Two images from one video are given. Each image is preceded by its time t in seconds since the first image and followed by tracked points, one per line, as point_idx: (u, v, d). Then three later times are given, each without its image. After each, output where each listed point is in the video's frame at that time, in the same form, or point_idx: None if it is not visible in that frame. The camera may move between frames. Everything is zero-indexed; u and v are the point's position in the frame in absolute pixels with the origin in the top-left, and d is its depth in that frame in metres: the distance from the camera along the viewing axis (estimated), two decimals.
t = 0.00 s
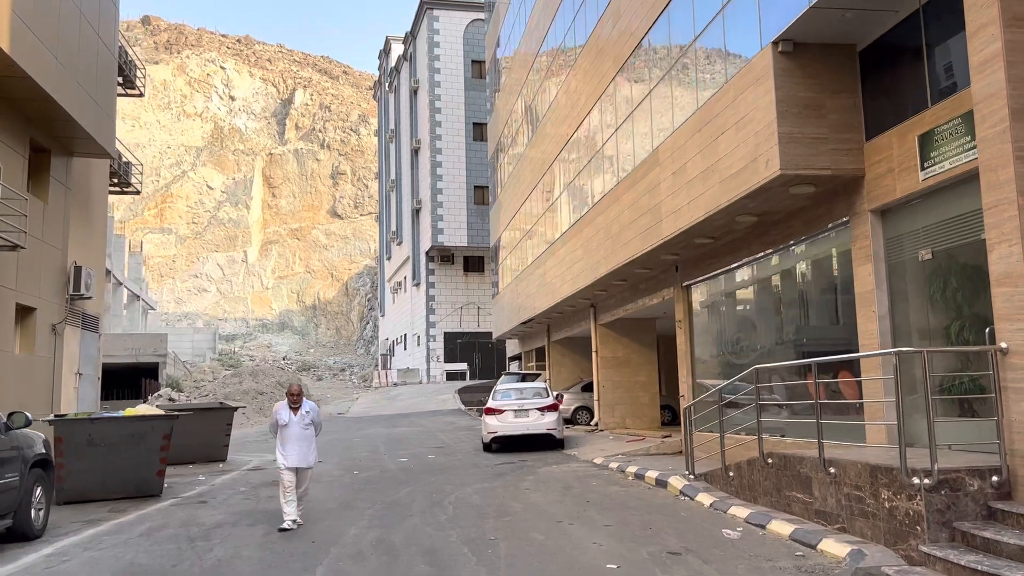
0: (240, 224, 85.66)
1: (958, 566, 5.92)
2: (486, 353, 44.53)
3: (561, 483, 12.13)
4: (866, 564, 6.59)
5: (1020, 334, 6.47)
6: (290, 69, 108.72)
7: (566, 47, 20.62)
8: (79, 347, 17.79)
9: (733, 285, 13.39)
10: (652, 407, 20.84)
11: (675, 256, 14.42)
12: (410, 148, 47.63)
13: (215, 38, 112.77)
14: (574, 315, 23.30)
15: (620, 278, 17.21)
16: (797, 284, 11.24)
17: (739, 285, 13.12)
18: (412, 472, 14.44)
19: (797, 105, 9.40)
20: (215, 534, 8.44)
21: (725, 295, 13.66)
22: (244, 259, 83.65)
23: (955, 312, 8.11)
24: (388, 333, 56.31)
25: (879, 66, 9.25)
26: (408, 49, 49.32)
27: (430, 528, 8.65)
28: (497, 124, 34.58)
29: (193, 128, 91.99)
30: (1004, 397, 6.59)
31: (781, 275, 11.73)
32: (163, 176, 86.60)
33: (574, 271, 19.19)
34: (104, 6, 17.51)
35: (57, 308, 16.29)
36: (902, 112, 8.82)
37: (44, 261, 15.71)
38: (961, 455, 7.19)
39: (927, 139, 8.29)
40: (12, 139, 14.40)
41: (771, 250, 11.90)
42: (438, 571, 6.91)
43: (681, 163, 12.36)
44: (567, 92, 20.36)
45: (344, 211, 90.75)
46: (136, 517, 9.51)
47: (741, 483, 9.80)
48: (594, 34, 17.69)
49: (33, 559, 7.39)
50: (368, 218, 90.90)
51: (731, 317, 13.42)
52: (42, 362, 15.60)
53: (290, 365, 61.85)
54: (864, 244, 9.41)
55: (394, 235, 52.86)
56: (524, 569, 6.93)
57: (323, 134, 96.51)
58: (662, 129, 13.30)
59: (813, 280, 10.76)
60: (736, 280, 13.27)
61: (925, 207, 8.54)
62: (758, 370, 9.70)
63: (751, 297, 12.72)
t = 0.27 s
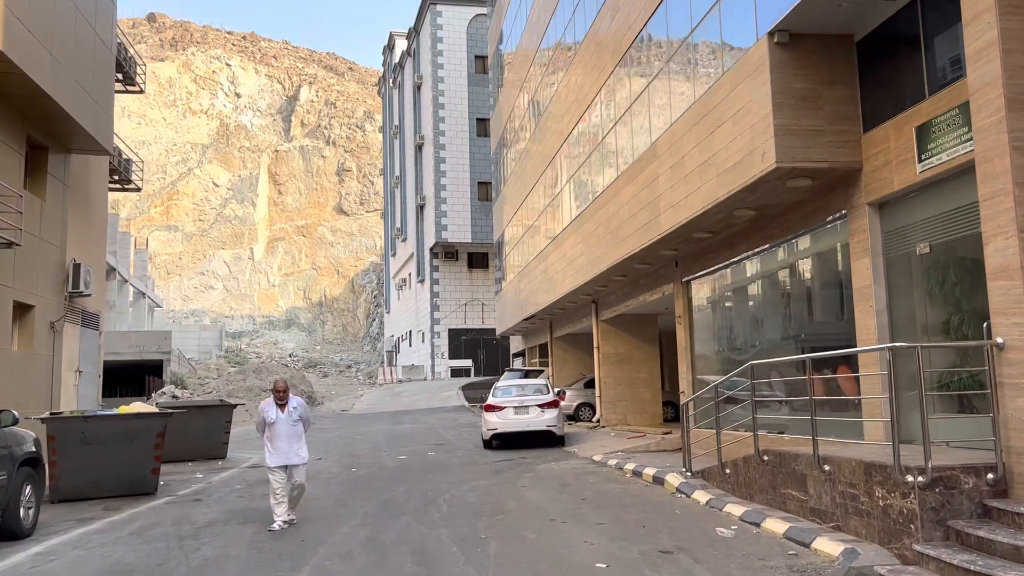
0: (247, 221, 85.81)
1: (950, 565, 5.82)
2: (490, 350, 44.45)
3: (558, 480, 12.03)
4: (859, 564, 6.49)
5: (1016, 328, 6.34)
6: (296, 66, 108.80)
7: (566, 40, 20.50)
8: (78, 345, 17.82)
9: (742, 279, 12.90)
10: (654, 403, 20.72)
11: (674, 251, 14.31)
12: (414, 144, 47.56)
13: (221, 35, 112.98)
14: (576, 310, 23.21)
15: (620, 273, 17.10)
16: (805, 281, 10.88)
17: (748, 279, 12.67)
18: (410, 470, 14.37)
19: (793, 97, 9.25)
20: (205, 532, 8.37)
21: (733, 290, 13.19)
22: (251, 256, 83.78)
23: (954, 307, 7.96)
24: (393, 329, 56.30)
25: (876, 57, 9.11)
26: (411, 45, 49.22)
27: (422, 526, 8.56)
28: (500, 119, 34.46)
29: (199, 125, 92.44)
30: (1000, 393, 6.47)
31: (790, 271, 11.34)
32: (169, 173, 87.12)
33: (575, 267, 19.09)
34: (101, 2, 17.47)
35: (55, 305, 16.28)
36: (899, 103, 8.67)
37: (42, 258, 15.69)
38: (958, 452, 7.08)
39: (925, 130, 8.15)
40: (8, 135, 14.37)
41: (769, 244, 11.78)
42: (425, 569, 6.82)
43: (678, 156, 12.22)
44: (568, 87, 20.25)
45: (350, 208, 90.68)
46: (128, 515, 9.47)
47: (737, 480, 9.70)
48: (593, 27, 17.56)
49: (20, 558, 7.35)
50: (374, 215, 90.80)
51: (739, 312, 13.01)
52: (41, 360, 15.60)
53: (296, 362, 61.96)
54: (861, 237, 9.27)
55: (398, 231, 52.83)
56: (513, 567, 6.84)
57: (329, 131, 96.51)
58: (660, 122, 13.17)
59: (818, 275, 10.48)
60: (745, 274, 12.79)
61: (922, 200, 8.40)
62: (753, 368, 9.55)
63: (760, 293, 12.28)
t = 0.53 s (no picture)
0: (255, 215, 85.99)
1: (949, 561, 5.66)
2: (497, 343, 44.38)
3: (557, 474, 11.90)
4: (857, 559, 6.33)
5: (1018, 316, 6.14)
6: (304, 60, 108.85)
7: (569, 30, 20.30)
8: (81, 339, 17.82)
9: (751, 272, 12.49)
10: (658, 396, 20.58)
11: (675, 241, 14.14)
12: (420, 138, 47.45)
13: (229, 30, 113.12)
14: (580, 303, 23.05)
15: (623, 265, 16.95)
16: (811, 274, 10.54)
17: (757, 271, 12.26)
18: (410, 463, 14.28)
19: (793, 83, 9.05)
20: (196, 526, 8.29)
21: (741, 283, 12.80)
22: (260, 250, 83.94)
23: (957, 296, 7.77)
24: (401, 323, 56.29)
25: (877, 42, 8.91)
26: (417, 38, 49.06)
27: (415, 520, 8.45)
28: (505, 111, 34.27)
29: (207, 120, 92.67)
30: (1002, 383, 6.28)
31: (797, 265, 10.97)
32: (178, 168, 87.42)
33: (578, 258, 18.94)
34: None
35: (57, 299, 16.25)
36: (901, 87, 8.47)
37: (44, 252, 15.66)
38: (960, 444, 6.90)
39: (927, 115, 7.95)
40: (7, 128, 14.32)
41: (771, 233, 11.60)
42: (414, 564, 6.71)
43: (679, 144, 12.03)
44: (571, 77, 20.06)
45: (358, 201, 90.60)
46: (122, 509, 9.40)
47: (736, 473, 9.56)
48: (595, 16, 17.36)
49: (8, 552, 7.28)
50: (382, 209, 90.70)
51: (747, 306, 12.59)
52: (43, 354, 15.58)
53: (305, 356, 62.09)
54: (863, 225, 9.06)
55: (405, 225, 52.77)
56: (503, 561, 6.72)
57: (337, 125, 96.49)
58: (660, 110, 12.97)
59: (822, 265, 10.21)
60: (753, 268, 12.38)
61: (925, 187, 8.19)
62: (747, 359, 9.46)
63: (767, 286, 11.89)
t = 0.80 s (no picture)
0: (263, 211, 86.07)
1: (951, 561, 5.50)
2: (503, 339, 44.29)
3: (558, 470, 11.77)
4: (858, 557, 6.17)
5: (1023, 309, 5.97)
6: (311, 56, 108.90)
7: (573, 22, 20.14)
8: (84, 333, 17.79)
9: (759, 266, 12.16)
10: (662, 391, 20.43)
11: (678, 235, 13.98)
12: (426, 133, 47.32)
13: (238, 26, 113.25)
14: (585, 298, 22.91)
15: (626, 259, 16.80)
16: (819, 269, 10.27)
17: (765, 266, 11.93)
18: (411, 459, 14.18)
19: (796, 71, 8.86)
20: (189, 522, 8.21)
21: (750, 278, 12.46)
22: (267, 246, 84.06)
23: (965, 289, 7.58)
24: (407, 319, 56.23)
25: (882, 30, 8.72)
26: (423, 32, 48.89)
27: (410, 516, 8.34)
28: (511, 106, 34.09)
29: (215, 116, 92.83)
30: (1008, 377, 6.09)
31: (805, 260, 10.66)
32: (186, 165, 87.64)
33: (581, 252, 18.80)
34: None
35: (59, 294, 16.20)
36: (906, 75, 8.29)
37: (45, 247, 15.59)
38: (966, 440, 6.74)
39: (932, 103, 7.76)
40: (7, 121, 14.25)
41: (774, 226, 11.43)
42: (405, 561, 6.58)
43: (681, 136, 11.85)
44: (575, 70, 19.88)
45: (365, 197, 90.42)
46: (117, 505, 9.33)
47: (737, 470, 9.42)
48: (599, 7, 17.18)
49: None
50: (389, 204, 90.56)
51: (756, 300, 12.28)
52: (45, 348, 15.52)
53: (312, 352, 62.17)
54: (867, 217, 8.88)
55: (412, 220, 52.70)
56: (495, 559, 6.59)
57: (344, 120, 96.45)
58: (663, 101, 12.80)
59: (828, 257, 10.02)
60: (762, 262, 12.05)
61: (931, 177, 8.00)
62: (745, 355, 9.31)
63: (776, 282, 11.59)
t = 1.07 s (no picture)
0: (273, 206, 86.23)
1: (955, 567, 5.31)
2: (511, 335, 44.15)
3: (559, 468, 11.61)
4: (859, 563, 5.99)
5: None
6: (321, 51, 108.93)
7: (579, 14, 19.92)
8: (87, 329, 17.78)
9: (770, 262, 11.74)
10: (669, 388, 20.24)
11: (683, 230, 13.77)
12: (434, 128, 47.18)
13: (248, 21, 113.45)
14: (591, 294, 22.72)
15: (631, 255, 16.59)
16: (829, 265, 9.93)
17: (776, 262, 11.52)
18: (412, 456, 14.07)
19: (800, 62, 8.64)
20: (180, 521, 8.10)
21: (762, 272, 12.04)
22: (277, 241, 84.23)
23: (973, 286, 7.36)
24: (416, 314, 56.19)
25: (889, 19, 8.49)
26: (431, 26, 48.69)
27: (404, 516, 8.19)
28: (518, 100, 33.87)
29: (225, 111, 93.03)
30: (1015, 377, 5.86)
31: (815, 256, 10.30)
32: (196, 160, 87.91)
33: (586, 247, 18.61)
34: None
35: (61, 289, 16.18)
36: (913, 66, 8.05)
37: (46, 242, 15.55)
38: (974, 442, 6.53)
39: (940, 94, 7.53)
40: (7, 117, 14.18)
41: (780, 220, 11.20)
42: (394, 564, 6.43)
43: (685, 129, 11.63)
44: (581, 63, 19.68)
45: (374, 192, 90.33)
46: (111, 504, 9.23)
47: (739, 470, 9.23)
48: None
49: None
50: (398, 200, 90.48)
51: (768, 297, 11.90)
52: (47, 344, 15.51)
53: (321, 347, 62.28)
54: (873, 211, 8.66)
55: (420, 216, 52.60)
56: (487, 562, 6.43)
57: (353, 116, 96.41)
58: (667, 94, 12.58)
59: (834, 253, 9.80)
60: (773, 258, 11.62)
61: (939, 170, 7.77)
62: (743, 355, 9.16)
63: (787, 277, 11.17)
